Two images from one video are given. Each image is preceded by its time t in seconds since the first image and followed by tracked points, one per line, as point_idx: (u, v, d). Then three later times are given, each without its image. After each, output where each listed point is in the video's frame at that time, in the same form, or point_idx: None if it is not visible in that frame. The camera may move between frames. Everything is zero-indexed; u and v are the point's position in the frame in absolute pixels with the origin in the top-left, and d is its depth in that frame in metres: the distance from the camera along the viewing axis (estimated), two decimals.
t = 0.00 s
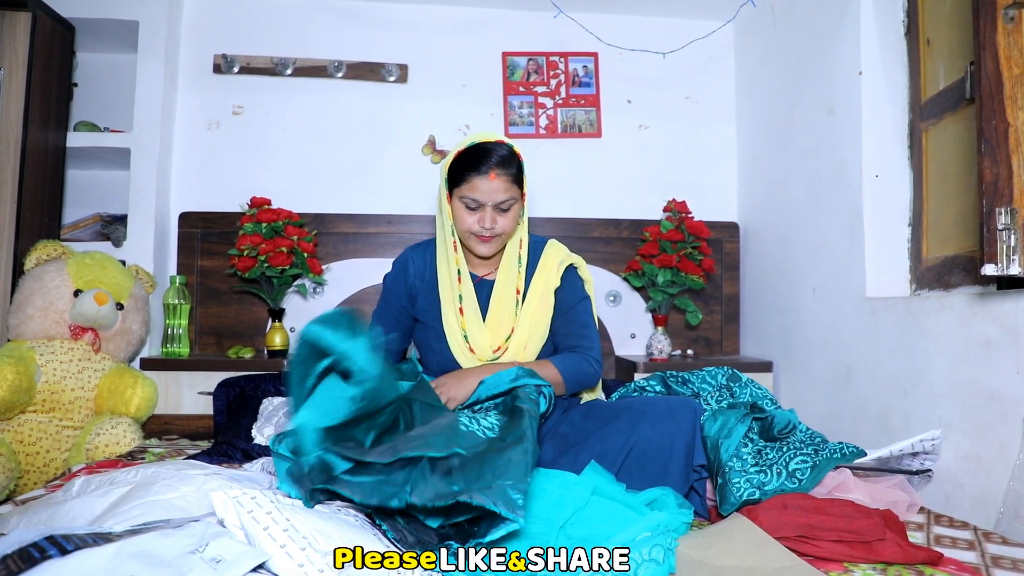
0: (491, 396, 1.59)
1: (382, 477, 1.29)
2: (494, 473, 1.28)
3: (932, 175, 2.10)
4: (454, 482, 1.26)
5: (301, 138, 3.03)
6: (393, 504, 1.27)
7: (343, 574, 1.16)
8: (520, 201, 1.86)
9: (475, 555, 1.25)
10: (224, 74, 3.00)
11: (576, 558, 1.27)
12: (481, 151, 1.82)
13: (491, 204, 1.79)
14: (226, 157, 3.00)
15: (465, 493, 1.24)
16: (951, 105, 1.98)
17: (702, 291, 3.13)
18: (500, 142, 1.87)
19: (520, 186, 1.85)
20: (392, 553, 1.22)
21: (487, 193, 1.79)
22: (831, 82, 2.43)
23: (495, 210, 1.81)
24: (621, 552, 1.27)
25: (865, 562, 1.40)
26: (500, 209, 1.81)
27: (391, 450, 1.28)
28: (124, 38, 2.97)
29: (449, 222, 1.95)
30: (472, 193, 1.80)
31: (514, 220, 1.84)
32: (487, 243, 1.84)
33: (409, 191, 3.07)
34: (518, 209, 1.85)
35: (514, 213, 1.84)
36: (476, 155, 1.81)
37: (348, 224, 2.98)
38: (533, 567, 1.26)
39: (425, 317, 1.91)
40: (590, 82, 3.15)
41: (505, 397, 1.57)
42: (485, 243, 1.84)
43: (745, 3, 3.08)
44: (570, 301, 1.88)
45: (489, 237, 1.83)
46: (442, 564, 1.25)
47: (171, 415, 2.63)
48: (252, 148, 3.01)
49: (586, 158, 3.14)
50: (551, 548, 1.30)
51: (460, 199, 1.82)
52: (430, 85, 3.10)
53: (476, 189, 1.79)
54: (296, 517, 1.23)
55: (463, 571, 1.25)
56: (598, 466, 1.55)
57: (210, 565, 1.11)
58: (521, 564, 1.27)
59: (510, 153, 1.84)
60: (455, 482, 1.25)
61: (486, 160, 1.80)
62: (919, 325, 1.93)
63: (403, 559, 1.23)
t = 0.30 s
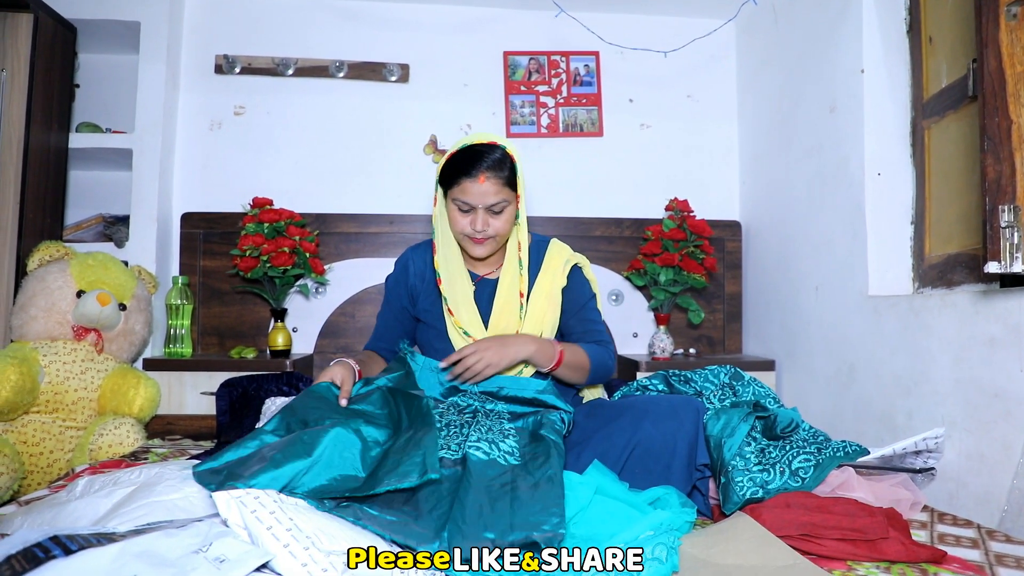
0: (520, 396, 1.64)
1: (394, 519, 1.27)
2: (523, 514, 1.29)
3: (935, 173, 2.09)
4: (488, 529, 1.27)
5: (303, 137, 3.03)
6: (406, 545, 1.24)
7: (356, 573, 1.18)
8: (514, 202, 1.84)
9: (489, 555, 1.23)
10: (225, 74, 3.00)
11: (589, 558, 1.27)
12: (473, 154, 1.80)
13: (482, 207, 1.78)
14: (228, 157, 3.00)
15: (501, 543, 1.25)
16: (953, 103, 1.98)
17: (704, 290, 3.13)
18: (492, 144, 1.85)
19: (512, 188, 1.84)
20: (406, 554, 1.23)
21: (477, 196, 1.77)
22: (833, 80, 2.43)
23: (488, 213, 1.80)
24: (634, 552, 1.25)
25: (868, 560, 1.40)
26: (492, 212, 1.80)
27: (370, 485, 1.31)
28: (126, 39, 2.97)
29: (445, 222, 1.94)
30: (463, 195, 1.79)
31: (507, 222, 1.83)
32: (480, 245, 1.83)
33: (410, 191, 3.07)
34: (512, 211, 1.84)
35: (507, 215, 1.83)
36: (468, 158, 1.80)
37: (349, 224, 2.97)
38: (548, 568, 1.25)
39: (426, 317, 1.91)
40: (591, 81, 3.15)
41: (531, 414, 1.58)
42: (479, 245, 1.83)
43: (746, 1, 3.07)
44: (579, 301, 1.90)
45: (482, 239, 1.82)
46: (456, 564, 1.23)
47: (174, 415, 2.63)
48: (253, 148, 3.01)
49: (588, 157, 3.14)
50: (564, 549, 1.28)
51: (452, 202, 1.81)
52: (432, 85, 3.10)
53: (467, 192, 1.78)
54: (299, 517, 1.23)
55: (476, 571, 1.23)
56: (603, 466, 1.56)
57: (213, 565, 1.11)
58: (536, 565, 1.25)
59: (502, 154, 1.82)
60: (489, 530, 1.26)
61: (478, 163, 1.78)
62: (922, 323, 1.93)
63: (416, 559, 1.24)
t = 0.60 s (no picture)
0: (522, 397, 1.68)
1: (398, 523, 1.27)
2: (527, 520, 1.29)
3: (938, 170, 2.09)
4: (492, 533, 1.25)
5: (305, 137, 3.04)
6: (410, 549, 1.23)
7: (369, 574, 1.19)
8: (513, 203, 1.83)
9: (501, 556, 1.22)
10: (228, 75, 3.01)
11: (601, 558, 1.26)
12: (471, 156, 1.79)
13: (481, 210, 1.78)
14: (230, 157, 3.01)
15: (507, 546, 1.24)
16: (955, 100, 1.97)
17: (707, 289, 3.12)
18: (490, 145, 1.84)
19: (511, 189, 1.83)
20: (418, 553, 1.22)
21: (476, 200, 1.76)
22: (835, 78, 2.43)
23: (487, 215, 1.79)
24: (646, 552, 1.26)
25: (872, 558, 1.40)
26: (491, 214, 1.80)
27: (375, 486, 1.31)
28: (128, 40, 2.97)
29: (445, 221, 1.94)
30: (462, 198, 1.78)
31: (507, 224, 1.82)
32: (481, 247, 1.83)
33: (412, 190, 3.07)
34: (511, 212, 1.83)
35: (507, 217, 1.82)
36: (465, 160, 1.79)
37: (352, 224, 2.97)
38: (560, 568, 1.24)
39: (430, 315, 1.91)
40: (593, 80, 3.15)
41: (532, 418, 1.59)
42: (479, 247, 1.83)
43: None
44: (585, 302, 1.91)
45: (482, 241, 1.82)
46: (469, 564, 1.22)
47: (177, 415, 2.64)
48: (255, 148, 3.02)
49: (590, 156, 3.14)
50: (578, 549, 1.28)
51: (451, 204, 1.80)
52: (434, 84, 3.10)
53: (465, 195, 1.77)
54: (302, 516, 1.23)
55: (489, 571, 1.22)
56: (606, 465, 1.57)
57: (217, 565, 1.11)
58: (547, 565, 1.24)
59: (500, 156, 1.81)
60: (493, 534, 1.25)
61: (475, 165, 1.77)
62: (925, 321, 1.93)
63: (429, 558, 1.23)
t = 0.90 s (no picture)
0: (526, 399, 1.66)
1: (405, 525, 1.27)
2: (531, 521, 1.27)
3: (939, 169, 2.09)
4: (498, 534, 1.25)
5: (306, 138, 3.04)
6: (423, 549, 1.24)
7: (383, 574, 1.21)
8: (515, 205, 1.83)
9: (516, 555, 1.23)
10: (229, 75, 3.01)
11: (615, 558, 1.27)
12: (472, 158, 1.79)
13: (483, 212, 1.78)
14: (232, 158, 3.01)
15: (513, 546, 1.23)
16: (957, 99, 1.97)
17: (708, 288, 3.12)
18: (491, 147, 1.83)
19: (513, 191, 1.82)
20: (431, 553, 1.23)
21: (478, 202, 1.76)
22: (836, 77, 2.42)
23: (489, 217, 1.79)
24: (660, 552, 1.27)
25: (874, 557, 1.40)
26: (493, 216, 1.80)
27: (381, 489, 1.28)
28: (129, 40, 2.97)
29: (446, 222, 1.94)
30: (463, 201, 1.78)
31: (509, 225, 1.82)
32: (483, 249, 1.83)
33: (413, 190, 3.07)
34: (513, 214, 1.83)
35: (509, 218, 1.82)
36: (466, 163, 1.79)
37: (353, 224, 2.98)
38: (574, 568, 1.24)
39: (433, 315, 1.91)
40: (594, 79, 3.14)
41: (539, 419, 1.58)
42: (482, 248, 1.83)
43: None
44: (588, 304, 1.91)
45: (485, 243, 1.82)
46: (483, 564, 1.22)
47: (180, 416, 2.64)
48: (257, 148, 3.02)
49: (591, 156, 3.14)
50: (590, 548, 1.29)
51: (453, 207, 1.80)
52: (434, 84, 3.10)
53: (467, 198, 1.77)
54: (304, 517, 1.24)
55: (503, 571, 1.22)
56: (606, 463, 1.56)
57: (220, 565, 1.11)
58: (561, 564, 1.24)
59: (500, 157, 1.80)
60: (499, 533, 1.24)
61: (477, 168, 1.77)
62: (927, 319, 1.92)
63: (442, 559, 1.24)
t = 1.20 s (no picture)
0: (528, 397, 1.66)
1: (409, 526, 1.26)
2: (534, 521, 1.27)
3: (937, 167, 2.09)
4: (502, 534, 1.25)
5: (304, 138, 3.03)
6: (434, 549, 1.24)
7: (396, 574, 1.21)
8: (519, 202, 1.83)
9: (528, 556, 1.25)
10: (226, 75, 3.00)
11: (628, 558, 1.28)
12: (478, 154, 1.80)
13: (486, 207, 1.77)
14: (230, 158, 3.00)
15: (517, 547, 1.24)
16: (953, 98, 1.97)
17: (707, 287, 3.12)
18: (498, 144, 1.85)
19: (517, 187, 1.83)
20: (445, 554, 1.23)
21: (482, 196, 1.77)
22: (834, 76, 2.42)
23: (492, 213, 1.79)
24: (673, 552, 1.29)
25: (873, 555, 1.40)
26: (496, 211, 1.79)
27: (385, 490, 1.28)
28: (126, 41, 2.97)
29: (450, 220, 1.94)
30: (467, 195, 1.78)
31: (512, 222, 1.82)
32: (484, 246, 1.82)
33: (412, 190, 3.06)
34: (517, 211, 1.83)
35: (512, 215, 1.82)
36: (472, 157, 1.80)
37: (352, 224, 2.97)
38: (587, 567, 1.27)
39: (432, 314, 1.91)
40: (592, 79, 3.14)
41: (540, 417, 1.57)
42: (483, 245, 1.82)
43: None
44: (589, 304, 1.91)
45: (487, 239, 1.81)
46: (497, 565, 1.23)
47: (178, 417, 2.63)
48: (254, 149, 3.01)
49: (589, 155, 3.14)
50: (603, 549, 1.31)
51: (456, 201, 1.80)
52: (432, 84, 3.10)
53: (471, 191, 1.77)
54: (302, 519, 1.23)
55: (516, 570, 1.24)
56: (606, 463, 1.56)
57: (218, 568, 1.11)
58: (574, 564, 1.27)
59: (507, 153, 1.82)
60: (504, 536, 1.24)
61: (482, 163, 1.78)
62: (925, 318, 1.92)
63: (455, 559, 1.24)
